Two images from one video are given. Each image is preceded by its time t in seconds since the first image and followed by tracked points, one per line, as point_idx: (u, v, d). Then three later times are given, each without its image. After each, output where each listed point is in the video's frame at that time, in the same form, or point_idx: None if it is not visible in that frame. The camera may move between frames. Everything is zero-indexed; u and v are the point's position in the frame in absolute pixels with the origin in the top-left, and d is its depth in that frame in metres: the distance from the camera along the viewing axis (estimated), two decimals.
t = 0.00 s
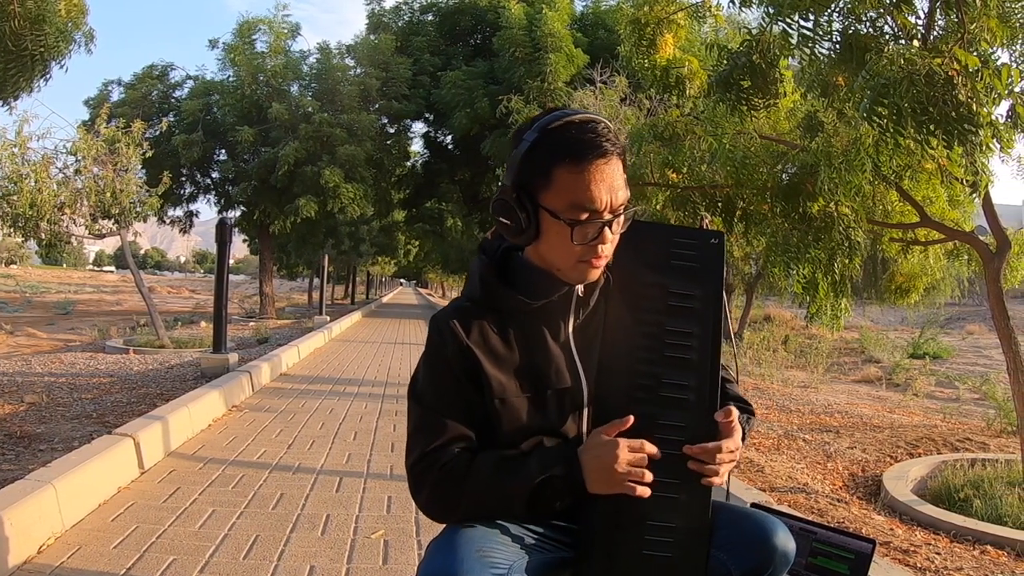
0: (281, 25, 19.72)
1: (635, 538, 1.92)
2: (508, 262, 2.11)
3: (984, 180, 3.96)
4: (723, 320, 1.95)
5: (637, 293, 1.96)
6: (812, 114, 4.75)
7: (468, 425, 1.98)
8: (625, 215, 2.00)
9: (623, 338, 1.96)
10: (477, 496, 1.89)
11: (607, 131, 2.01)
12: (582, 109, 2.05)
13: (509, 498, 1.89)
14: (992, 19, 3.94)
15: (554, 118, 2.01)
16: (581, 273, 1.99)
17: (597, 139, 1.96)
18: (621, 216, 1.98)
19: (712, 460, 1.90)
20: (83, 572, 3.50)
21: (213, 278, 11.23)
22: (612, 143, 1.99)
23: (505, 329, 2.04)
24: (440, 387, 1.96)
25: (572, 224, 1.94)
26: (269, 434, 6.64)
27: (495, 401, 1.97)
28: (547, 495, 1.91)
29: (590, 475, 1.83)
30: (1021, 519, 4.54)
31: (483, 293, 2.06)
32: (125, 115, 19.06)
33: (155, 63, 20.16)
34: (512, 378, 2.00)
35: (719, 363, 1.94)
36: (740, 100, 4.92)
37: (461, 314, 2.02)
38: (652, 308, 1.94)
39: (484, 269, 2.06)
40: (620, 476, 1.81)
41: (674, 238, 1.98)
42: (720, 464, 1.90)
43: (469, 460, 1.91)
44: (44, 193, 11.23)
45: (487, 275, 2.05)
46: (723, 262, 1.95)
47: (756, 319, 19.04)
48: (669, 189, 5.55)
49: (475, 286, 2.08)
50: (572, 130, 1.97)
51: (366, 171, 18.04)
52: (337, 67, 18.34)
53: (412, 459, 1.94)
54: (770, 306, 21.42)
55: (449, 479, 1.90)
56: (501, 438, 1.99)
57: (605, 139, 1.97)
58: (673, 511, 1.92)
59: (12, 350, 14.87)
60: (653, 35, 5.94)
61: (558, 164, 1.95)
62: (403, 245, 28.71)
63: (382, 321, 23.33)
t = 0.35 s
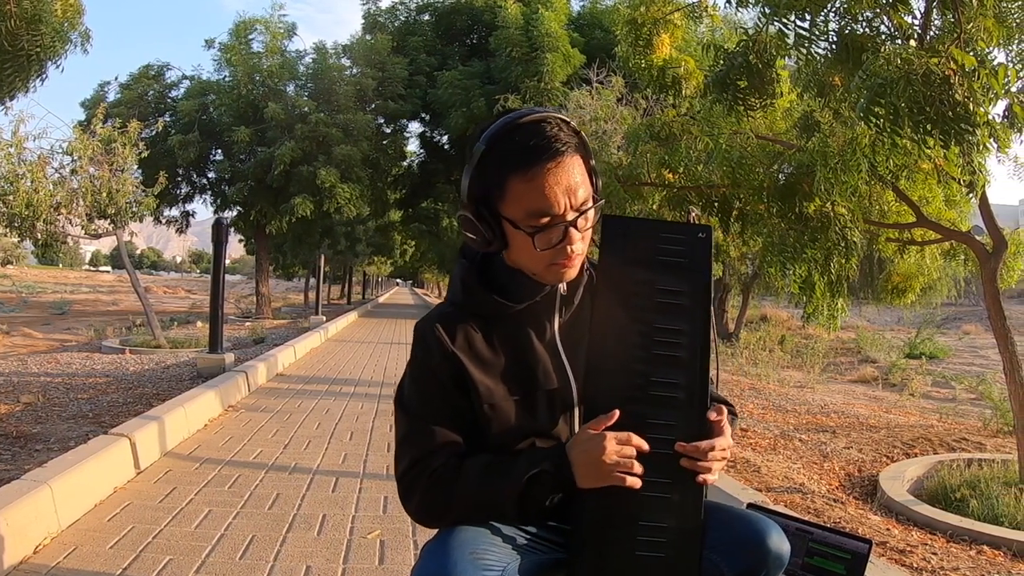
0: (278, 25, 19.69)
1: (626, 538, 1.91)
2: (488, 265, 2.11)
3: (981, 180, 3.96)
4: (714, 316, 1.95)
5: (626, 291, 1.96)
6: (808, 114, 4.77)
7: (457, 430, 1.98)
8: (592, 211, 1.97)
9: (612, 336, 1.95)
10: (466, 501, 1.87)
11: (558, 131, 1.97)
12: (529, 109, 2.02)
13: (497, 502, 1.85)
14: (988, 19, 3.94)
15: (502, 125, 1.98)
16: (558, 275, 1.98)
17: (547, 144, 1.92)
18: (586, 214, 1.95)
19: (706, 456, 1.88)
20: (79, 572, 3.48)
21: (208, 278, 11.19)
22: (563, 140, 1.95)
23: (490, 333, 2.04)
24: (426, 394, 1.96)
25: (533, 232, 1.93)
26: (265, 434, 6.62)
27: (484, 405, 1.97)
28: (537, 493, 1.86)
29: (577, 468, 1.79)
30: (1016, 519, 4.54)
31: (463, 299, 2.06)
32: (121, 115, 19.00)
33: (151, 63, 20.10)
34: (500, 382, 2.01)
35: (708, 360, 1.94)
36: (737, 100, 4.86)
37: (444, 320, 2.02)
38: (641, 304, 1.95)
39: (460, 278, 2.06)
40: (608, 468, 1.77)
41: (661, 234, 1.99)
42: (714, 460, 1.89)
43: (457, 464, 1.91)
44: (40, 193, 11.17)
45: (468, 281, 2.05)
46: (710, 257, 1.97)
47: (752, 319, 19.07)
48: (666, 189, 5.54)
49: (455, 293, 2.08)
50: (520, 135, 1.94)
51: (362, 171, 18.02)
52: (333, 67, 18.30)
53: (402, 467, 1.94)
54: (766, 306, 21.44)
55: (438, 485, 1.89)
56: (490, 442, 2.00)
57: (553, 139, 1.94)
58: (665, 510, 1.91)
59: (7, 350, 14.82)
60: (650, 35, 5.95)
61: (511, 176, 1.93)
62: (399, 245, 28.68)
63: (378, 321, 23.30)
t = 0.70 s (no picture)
0: (274, 25, 19.65)
1: (617, 539, 1.91)
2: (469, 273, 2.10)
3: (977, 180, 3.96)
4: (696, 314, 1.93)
5: (609, 293, 1.94)
6: (805, 114, 4.77)
7: (444, 433, 1.97)
8: (565, 224, 1.96)
9: (599, 340, 1.92)
10: (455, 501, 1.87)
11: (523, 149, 1.94)
12: (493, 128, 1.99)
13: (483, 501, 1.86)
14: (984, 19, 3.93)
15: (466, 148, 1.97)
16: (538, 287, 1.96)
17: (512, 168, 1.90)
18: (559, 230, 1.94)
19: (681, 449, 1.87)
20: (76, 572, 3.47)
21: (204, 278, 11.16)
22: (526, 159, 1.93)
23: (475, 339, 2.04)
24: (412, 401, 1.95)
25: (505, 256, 1.92)
26: (262, 434, 6.60)
27: (470, 410, 1.96)
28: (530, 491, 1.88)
29: (562, 472, 1.81)
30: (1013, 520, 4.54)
31: (445, 307, 2.05)
32: (118, 115, 18.95)
33: (147, 63, 20.06)
34: (484, 387, 2.01)
35: (692, 358, 1.93)
36: (733, 100, 4.86)
37: (427, 327, 2.01)
38: (623, 305, 1.92)
39: (442, 288, 2.06)
40: (594, 473, 1.79)
41: (642, 234, 1.96)
42: (689, 452, 1.87)
43: (445, 466, 1.91)
44: (36, 193, 11.10)
45: (448, 288, 2.04)
46: (691, 255, 1.95)
47: (749, 320, 19.08)
48: (662, 189, 5.53)
49: (438, 302, 2.08)
50: (486, 160, 1.93)
51: (359, 171, 18.00)
52: (329, 67, 18.27)
53: (390, 473, 1.92)
54: (763, 306, 21.46)
55: (426, 488, 1.88)
56: (477, 443, 1.99)
57: (516, 160, 1.91)
58: (655, 511, 1.91)
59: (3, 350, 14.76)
60: (647, 36, 5.97)
61: (478, 204, 1.92)
62: (396, 245, 28.66)
63: (375, 321, 23.28)
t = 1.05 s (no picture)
0: (271, 25, 19.60)
1: (611, 539, 1.91)
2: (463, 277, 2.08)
3: (973, 180, 3.95)
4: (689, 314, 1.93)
5: (602, 294, 1.95)
6: (801, 114, 4.76)
7: (439, 433, 1.96)
8: (559, 235, 1.93)
9: (594, 343, 1.94)
10: (450, 502, 1.84)
11: (514, 164, 1.91)
12: (484, 142, 1.94)
13: (481, 503, 1.82)
14: (980, 19, 3.92)
15: (457, 163, 1.92)
16: (534, 296, 1.94)
17: (504, 185, 1.86)
18: (553, 243, 1.91)
19: (662, 448, 1.82)
20: (72, 572, 3.45)
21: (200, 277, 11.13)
22: (517, 176, 1.89)
23: (469, 341, 2.03)
24: (408, 402, 1.93)
25: (500, 273, 1.90)
26: (258, 434, 6.58)
27: (464, 411, 1.96)
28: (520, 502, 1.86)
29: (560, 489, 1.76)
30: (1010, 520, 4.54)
31: (439, 311, 2.03)
32: (114, 115, 18.90)
33: (143, 63, 20.01)
34: (480, 387, 2.00)
35: (685, 358, 1.93)
36: (729, 100, 4.85)
37: (423, 330, 2.00)
38: (615, 307, 1.94)
39: (436, 293, 2.05)
40: (591, 488, 1.75)
41: (634, 234, 1.97)
42: (671, 451, 1.82)
43: (441, 468, 1.88)
44: (33, 193, 11.03)
45: (442, 293, 2.01)
46: (682, 257, 1.95)
47: (745, 319, 19.08)
48: (659, 189, 5.52)
49: (432, 305, 2.06)
50: (477, 178, 1.89)
51: (355, 171, 17.97)
52: (326, 67, 18.27)
53: (386, 473, 1.91)
54: (760, 306, 21.48)
55: (422, 488, 1.86)
56: (472, 444, 1.99)
57: (507, 178, 1.87)
58: (651, 510, 1.90)
59: None
60: (643, 35, 5.94)
61: (471, 221, 1.89)
62: (392, 245, 28.65)
63: (371, 321, 23.26)
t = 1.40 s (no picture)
0: (267, 25, 19.55)
1: (610, 539, 1.90)
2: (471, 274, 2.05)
3: (969, 180, 3.95)
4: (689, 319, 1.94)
5: (604, 296, 1.98)
6: (798, 114, 4.76)
7: (442, 430, 1.94)
8: (573, 236, 1.92)
9: (595, 344, 1.95)
10: (451, 499, 1.84)
11: (536, 164, 1.89)
12: (505, 141, 1.93)
13: (482, 500, 1.83)
14: (977, 19, 3.92)
15: (478, 161, 1.90)
16: (542, 298, 1.93)
17: (524, 184, 1.85)
18: (568, 245, 1.90)
19: (666, 451, 1.83)
20: (67, 573, 3.42)
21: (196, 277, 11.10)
22: (537, 176, 1.87)
23: (474, 338, 2.01)
24: (411, 398, 1.92)
25: (514, 271, 1.88)
26: (254, 434, 6.56)
27: (467, 408, 1.94)
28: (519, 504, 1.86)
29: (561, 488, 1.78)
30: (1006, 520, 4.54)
31: (445, 308, 2.02)
32: (110, 115, 18.85)
33: (139, 63, 19.95)
34: (484, 385, 1.98)
35: (686, 362, 1.94)
36: (725, 100, 4.85)
37: (429, 327, 1.98)
38: (616, 311, 1.96)
39: (442, 290, 2.03)
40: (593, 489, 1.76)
41: (636, 239, 1.99)
42: (676, 454, 1.83)
43: (441, 465, 1.87)
44: (29, 193, 10.91)
45: (448, 289, 2.00)
46: (684, 261, 1.97)
47: (742, 319, 19.10)
48: (655, 189, 5.51)
49: (437, 302, 2.04)
50: (496, 177, 1.87)
51: (351, 171, 17.93)
52: (322, 67, 18.24)
53: (387, 467, 1.90)
54: (756, 306, 21.50)
55: (422, 483, 1.86)
56: (474, 443, 1.97)
57: (526, 178, 1.86)
58: (650, 511, 1.90)
59: None
60: (639, 35, 5.92)
61: (489, 219, 1.87)
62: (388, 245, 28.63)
63: (368, 321, 23.24)
